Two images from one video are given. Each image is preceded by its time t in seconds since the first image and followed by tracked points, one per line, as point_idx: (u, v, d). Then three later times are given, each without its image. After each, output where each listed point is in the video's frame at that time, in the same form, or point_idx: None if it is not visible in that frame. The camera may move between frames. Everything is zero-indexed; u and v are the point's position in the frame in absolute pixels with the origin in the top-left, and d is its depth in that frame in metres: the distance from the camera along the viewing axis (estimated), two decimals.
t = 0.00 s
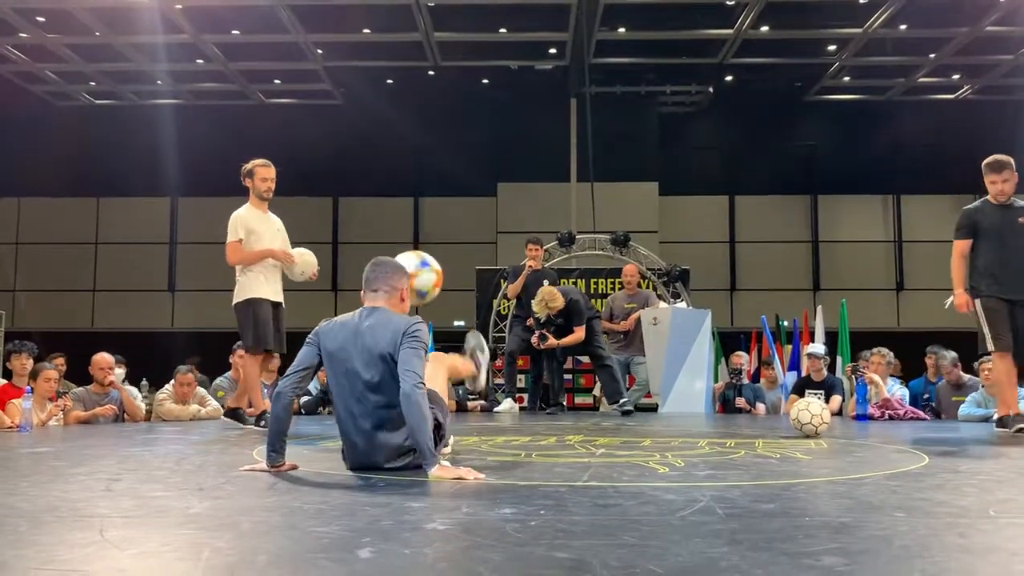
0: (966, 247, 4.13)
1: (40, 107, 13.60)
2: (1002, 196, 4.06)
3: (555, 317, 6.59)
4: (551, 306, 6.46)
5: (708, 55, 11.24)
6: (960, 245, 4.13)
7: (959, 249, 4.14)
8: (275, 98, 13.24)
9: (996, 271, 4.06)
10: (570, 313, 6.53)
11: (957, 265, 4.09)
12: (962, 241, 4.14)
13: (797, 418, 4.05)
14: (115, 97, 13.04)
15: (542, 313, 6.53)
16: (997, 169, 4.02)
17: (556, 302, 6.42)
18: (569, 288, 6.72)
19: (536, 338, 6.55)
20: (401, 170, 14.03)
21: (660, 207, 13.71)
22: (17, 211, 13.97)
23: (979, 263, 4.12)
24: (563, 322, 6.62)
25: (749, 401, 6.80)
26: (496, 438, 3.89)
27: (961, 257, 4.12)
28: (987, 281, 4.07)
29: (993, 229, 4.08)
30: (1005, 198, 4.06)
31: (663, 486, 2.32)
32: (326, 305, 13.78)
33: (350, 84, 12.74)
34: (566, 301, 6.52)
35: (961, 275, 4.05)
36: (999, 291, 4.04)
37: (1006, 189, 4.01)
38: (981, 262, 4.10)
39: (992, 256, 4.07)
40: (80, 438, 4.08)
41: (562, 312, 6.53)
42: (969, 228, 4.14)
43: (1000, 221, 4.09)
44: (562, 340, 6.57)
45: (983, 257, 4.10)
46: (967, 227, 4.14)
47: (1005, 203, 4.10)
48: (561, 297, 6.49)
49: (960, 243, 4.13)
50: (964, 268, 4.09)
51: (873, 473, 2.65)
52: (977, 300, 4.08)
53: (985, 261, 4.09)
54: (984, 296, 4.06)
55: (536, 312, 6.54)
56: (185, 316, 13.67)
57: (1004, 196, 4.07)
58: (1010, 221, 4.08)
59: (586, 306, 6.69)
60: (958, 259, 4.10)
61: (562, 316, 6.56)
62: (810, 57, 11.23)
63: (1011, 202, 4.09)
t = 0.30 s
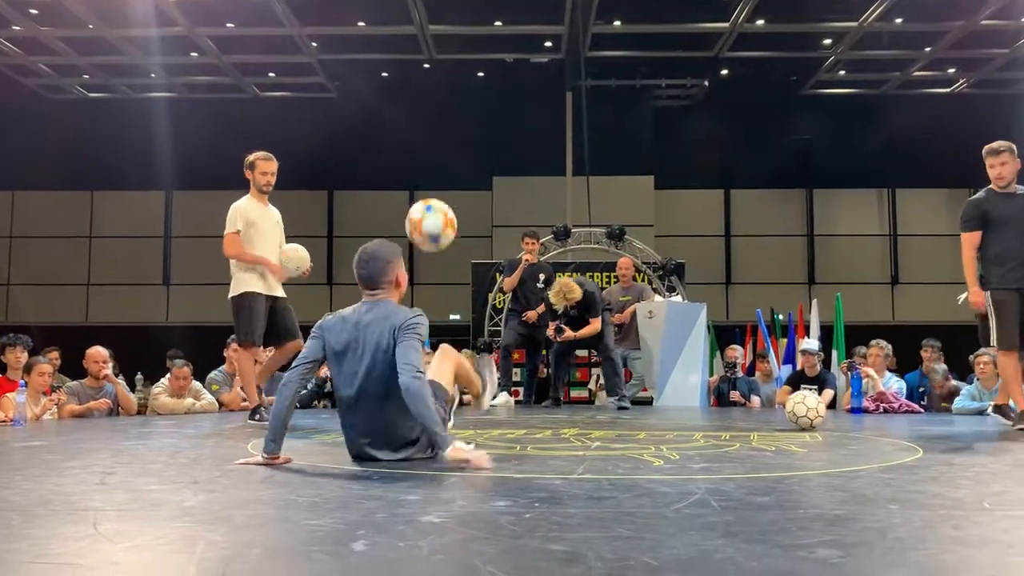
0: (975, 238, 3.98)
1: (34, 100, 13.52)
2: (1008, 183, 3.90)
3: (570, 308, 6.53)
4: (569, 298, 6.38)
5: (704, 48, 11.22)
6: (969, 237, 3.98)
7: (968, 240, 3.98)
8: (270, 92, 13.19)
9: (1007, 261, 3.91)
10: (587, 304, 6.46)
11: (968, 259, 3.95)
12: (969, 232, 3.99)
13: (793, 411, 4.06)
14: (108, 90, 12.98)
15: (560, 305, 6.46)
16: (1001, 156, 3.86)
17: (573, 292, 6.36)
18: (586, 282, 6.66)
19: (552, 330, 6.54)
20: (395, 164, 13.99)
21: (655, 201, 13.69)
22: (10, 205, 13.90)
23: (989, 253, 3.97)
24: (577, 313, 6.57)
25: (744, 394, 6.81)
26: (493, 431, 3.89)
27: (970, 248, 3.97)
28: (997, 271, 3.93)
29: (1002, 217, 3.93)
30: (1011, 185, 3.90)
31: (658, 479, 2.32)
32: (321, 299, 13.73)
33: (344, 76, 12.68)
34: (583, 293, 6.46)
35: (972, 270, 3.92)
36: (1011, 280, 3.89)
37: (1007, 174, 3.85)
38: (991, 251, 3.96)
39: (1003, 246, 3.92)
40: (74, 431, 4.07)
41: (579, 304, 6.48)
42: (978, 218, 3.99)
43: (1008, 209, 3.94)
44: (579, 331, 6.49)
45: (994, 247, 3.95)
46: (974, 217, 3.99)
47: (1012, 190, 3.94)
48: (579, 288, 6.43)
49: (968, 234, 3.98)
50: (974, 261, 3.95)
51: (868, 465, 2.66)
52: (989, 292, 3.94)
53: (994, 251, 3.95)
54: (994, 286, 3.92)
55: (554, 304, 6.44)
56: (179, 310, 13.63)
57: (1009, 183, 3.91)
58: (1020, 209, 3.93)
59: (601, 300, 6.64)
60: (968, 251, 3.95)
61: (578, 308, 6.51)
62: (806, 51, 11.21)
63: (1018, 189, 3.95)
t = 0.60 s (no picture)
0: (978, 227, 3.94)
1: (29, 92, 13.46)
2: (1005, 174, 3.91)
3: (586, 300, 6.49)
4: (586, 288, 6.35)
5: (701, 42, 11.20)
6: (971, 226, 3.93)
7: (971, 229, 3.94)
8: (266, 85, 13.15)
9: (1009, 250, 3.90)
10: (604, 295, 6.42)
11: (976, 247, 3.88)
12: (972, 221, 3.95)
13: (790, 405, 4.07)
14: (104, 83, 12.94)
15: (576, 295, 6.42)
16: (998, 146, 3.86)
17: (592, 283, 6.34)
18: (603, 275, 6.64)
19: (570, 322, 6.42)
20: (392, 158, 13.98)
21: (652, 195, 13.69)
22: (6, 198, 13.86)
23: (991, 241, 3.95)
24: (593, 305, 6.52)
25: (740, 388, 6.82)
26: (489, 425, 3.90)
27: (973, 237, 3.92)
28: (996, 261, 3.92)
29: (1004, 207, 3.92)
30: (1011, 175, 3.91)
31: (654, 473, 2.32)
32: (318, 293, 13.70)
33: (340, 69, 12.62)
34: (600, 283, 6.44)
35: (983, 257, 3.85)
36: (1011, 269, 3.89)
37: (1004, 164, 3.86)
38: (992, 240, 3.94)
39: (1006, 234, 3.91)
40: (70, 425, 4.06)
41: (596, 295, 6.44)
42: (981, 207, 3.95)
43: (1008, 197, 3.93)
44: (595, 322, 6.43)
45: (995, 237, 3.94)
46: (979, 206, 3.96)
47: (1011, 180, 3.93)
48: (596, 279, 6.42)
49: (971, 223, 3.93)
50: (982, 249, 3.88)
51: (865, 459, 2.66)
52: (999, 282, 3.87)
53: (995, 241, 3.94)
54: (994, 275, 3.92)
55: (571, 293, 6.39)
56: (176, 304, 13.61)
57: (1008, 173, 3.91)
58: (1020, 199, 3.92)
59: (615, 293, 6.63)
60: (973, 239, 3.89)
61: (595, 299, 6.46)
62: (804, 45, 11.20)
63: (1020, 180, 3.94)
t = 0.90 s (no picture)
0: (974, 221, 3.96)
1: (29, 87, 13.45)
2: (1012, 165, 3.85)
3: (601, 296, 6.49)
4: (601, 283, 6.37)
5: (700, 39, 11.18)
6: (968, 220, 3.96)
7: (968, 223, 3.97)
8: (265, 82, 13.13)
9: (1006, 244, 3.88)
10: (618, 292, 6.44)
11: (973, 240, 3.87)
12: (969, 215, 3.97)
13: (790, 403, 4.07)
14: (103, 80, 12.91)
15: (591, 291, 6.43)
16: (1003, 138, 3.80)
17: (607, 280, 6.35)
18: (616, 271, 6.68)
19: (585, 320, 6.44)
20: (392, 155, 13.97)
21: (652, 192, 13.67)
22: (5, 195, 13.84)
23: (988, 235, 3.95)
24: (608, 301, 6.53)
25: (740, 385, 6.83)
26: (490, 422, 3.89)
27: (969, 231, 3.95)
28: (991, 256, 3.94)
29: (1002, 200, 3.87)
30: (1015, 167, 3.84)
31: (654, 469, 2.32)
32: (318, 289, 13.69)
33: (339, 65, 12.60)
34: (616, 280, 6.45)
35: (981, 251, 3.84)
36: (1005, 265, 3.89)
37: (1007, 155, 3.81)
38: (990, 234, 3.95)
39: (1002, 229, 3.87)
40: (70, 421, 4.06)
41: (611, 291, 6.45)
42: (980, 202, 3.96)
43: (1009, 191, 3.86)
44: (608, 319, 6.45)
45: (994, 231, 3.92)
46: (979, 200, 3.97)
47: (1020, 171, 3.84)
48: (611, 275, 6.43)
49: (968, 218, 3.96)
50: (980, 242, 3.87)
51: (864, 456, 2.67)
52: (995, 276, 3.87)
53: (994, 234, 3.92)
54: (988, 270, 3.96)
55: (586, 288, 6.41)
56: (175, 301, 13.60)
57: (1015, 164, 3.84)
58: None
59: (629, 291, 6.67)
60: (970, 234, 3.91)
61: (610, 295, 6.47)
62: (804, 42, 11.18)
63: None
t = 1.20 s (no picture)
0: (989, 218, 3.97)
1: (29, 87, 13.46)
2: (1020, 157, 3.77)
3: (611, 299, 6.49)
4: (611, 286, 6.40)
5: (699, 37, 11.17)
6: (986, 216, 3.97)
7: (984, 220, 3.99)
8: (264, 81, 13.12)
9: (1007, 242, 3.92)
10: (628, 295, 6.46)
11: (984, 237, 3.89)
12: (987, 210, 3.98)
13: (790, 400, 4.07)
14: (102, 80, 12.92)
15: (600, 294, 6.44)
16: (1011, 130, 3.76)
17: (617, 284, 6.37)
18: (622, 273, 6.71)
19: (591, 322, 6.40)
20: (391, 155, 13.96)
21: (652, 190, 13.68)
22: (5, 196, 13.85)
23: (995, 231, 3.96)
24: (617, 304, 6.53)
25: (739, 383, 6.84)
26: (490, 421, 3.89)
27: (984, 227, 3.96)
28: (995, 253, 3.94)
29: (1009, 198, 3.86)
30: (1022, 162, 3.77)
31: (654, 468, 2.32)
32: (318, 288, 13.68)
33: (338, 65, 12.60)
34: (625, 283, 6.46)
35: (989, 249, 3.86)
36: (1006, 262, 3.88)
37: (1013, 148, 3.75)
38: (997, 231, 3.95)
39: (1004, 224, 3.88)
40: (70, 422, 4.06)
41: (621, 294, 6.46)
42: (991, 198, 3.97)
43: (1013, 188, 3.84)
44: (616, 322, 6.47)
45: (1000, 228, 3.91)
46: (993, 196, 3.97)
47: None
48: (620, 278, 6.46)
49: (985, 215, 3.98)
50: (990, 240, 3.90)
51: (864, 454, 2.67)
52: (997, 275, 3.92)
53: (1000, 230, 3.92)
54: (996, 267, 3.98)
55: (595, 291, 6.43)
56: (175, 301, 13.59)
57: None
58: None
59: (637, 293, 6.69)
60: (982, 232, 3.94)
61: (619, 298, 6.48)
62: (802, 40, 11.18)
63: None
